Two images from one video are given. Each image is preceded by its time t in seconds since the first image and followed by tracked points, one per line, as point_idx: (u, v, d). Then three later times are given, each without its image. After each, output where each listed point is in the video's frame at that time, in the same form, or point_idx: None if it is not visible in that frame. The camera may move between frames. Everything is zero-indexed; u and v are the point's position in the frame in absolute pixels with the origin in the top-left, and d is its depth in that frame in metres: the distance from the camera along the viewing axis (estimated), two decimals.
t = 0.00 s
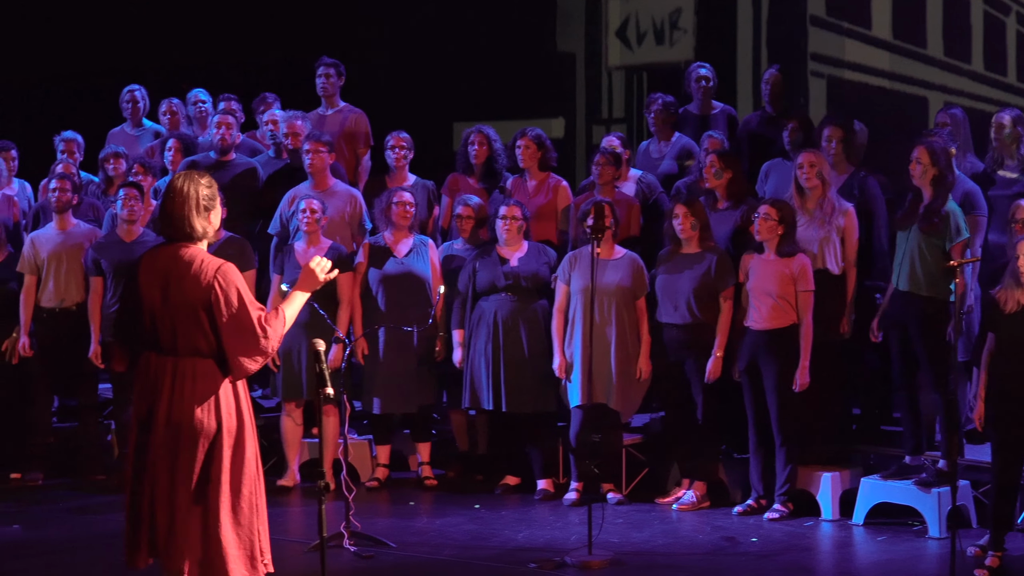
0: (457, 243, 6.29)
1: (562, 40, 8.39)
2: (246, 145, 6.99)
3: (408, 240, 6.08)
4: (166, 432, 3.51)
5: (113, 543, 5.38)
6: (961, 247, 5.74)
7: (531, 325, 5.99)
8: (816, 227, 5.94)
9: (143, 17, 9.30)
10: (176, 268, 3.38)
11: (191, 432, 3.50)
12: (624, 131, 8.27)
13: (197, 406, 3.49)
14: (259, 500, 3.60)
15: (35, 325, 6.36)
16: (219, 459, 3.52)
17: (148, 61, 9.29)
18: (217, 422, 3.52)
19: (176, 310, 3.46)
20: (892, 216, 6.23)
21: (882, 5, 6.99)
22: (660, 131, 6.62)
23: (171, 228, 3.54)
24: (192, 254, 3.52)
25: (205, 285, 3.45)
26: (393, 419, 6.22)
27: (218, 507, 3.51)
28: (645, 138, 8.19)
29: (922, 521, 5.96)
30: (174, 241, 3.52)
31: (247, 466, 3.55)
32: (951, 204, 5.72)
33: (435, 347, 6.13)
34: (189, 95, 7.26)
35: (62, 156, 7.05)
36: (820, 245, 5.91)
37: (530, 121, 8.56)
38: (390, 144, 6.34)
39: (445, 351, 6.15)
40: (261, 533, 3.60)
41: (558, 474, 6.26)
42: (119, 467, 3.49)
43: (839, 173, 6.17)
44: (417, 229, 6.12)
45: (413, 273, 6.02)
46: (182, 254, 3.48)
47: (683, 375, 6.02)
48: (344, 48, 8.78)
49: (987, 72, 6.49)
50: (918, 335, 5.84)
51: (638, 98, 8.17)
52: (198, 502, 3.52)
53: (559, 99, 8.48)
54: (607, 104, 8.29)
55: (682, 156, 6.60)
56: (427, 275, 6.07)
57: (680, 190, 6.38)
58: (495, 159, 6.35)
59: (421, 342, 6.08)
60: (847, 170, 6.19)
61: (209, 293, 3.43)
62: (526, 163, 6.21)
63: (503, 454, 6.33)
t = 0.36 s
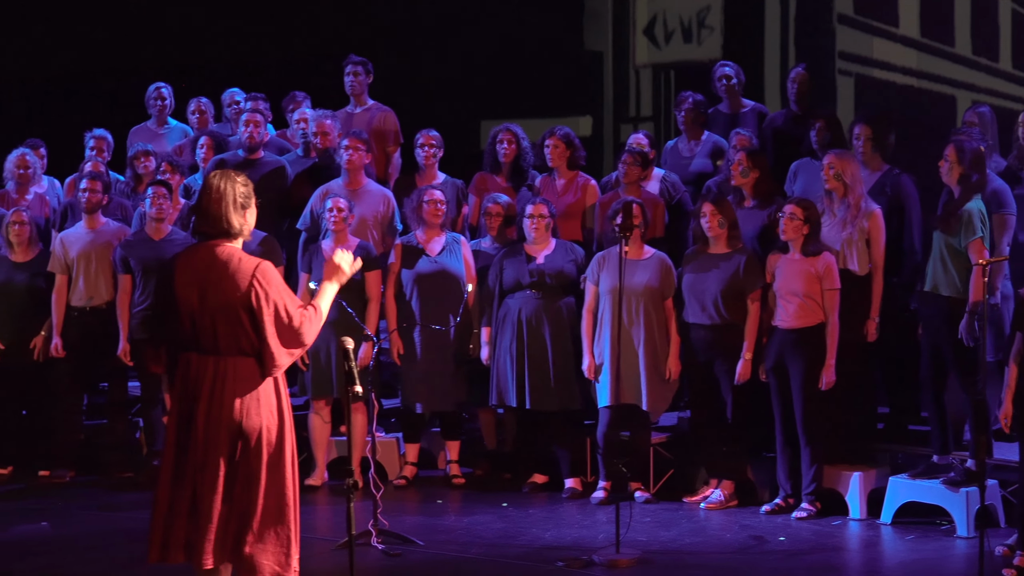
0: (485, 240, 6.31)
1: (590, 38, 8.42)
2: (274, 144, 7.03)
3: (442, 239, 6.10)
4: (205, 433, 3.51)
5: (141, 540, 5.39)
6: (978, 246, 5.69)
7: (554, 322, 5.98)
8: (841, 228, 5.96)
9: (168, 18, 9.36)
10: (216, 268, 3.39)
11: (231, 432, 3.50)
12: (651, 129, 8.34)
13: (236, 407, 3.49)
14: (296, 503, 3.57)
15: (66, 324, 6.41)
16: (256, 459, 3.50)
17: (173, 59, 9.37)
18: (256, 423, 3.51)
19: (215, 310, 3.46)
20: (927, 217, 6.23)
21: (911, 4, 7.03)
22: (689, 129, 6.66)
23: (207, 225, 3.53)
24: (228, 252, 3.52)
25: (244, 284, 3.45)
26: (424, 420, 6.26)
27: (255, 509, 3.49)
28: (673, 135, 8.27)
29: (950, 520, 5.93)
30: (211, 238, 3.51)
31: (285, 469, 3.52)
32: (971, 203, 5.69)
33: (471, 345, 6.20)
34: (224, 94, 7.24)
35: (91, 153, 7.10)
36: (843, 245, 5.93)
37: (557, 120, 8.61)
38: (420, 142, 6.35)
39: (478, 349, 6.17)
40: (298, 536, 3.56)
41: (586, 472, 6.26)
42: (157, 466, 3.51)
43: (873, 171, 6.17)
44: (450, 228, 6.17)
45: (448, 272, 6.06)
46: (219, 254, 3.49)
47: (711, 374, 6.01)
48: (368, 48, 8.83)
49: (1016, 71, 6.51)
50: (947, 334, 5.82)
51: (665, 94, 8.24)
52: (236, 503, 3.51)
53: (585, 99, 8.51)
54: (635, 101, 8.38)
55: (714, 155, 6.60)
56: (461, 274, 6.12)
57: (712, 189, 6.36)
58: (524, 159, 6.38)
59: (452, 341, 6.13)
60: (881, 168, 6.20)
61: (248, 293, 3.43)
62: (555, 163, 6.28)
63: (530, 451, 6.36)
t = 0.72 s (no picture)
0: (510, 238, 6.34)
1: (617, 37, 8.62)
2: (300, 142, 7.07)
3: (473, 238, 6.15)
4: (245, 429, 3.48)
5: (166, 537, 5.40)
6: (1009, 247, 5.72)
7: (574, 322, 5.97)
8: (862, 226, 5.94)
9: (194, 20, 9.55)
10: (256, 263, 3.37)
11: (269, 429, 3.46)
12: (678, 128, 8.46)
13: (275, 404, 3.46)
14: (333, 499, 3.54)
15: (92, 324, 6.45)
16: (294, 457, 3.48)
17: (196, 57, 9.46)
18: (294, 421, 3.48)
19: (255, 308, 3.43)
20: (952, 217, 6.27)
21: (937, 5, 7.33)
22: (716, 128, 6.66)
23: (244, 222, 3.51)
24: (263, 248, 3.50)
25: (283, 281, 3.43)
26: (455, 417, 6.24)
27: (291, 504, 3.48)
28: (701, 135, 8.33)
29: (977, 519, 5.89)
30: (248, 234, 3.50)
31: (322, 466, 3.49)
32: (1001, 203, 5.72)
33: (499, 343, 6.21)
34: (254, 93, 7.32)
35: (116, 150, 7.17)
36: (864, 243, 5.92)
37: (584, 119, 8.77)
38: (447, 140, 6.40)
39: (513, 344, 6.19)
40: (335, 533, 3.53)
41: (612, 471, 6.27)
42: (195, 460, 3.47)
43: (903, 169, 6.22)
44: (480, 226, 6.20)
45: (476, 269, 6.10)
46: (256, 250, 3.46)
47: (737, 373, 6.00)
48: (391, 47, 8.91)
49: None
50: (974, 333, 5.80)
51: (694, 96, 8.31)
52: (272, 500, 3.48)
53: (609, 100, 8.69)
54: (662, 101, 8.50)
55: (741, 153, 6.59)
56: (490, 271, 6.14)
57: (744, 189, 6.39)
58: (547, 156, 6.38)
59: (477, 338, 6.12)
60: (910, 167, 6.25)
61: (288, 288, 3.41)
62: (581, 161, 6.31)
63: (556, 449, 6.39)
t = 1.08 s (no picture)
0: (534, 237, 6.35)
1: (641, 36, 8.67)
2: (323, 140, 7.08)
3: (497, 237, 6.15)
4: (273, 425, 3.48)
5: (189, 534, 5.41)
6: None
7: (597, 321, 5.98)
8: (885, 224, 5.94)
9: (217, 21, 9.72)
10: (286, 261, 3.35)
11: (297, 426, 3.46)
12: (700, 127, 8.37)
13: (304, 400, 3.46)
14: (363, 495, 3.53)
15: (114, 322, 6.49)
16: (322, 453, 3.48)
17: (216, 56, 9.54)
18: (323, 417, 3.49)
19: (285, 305, 3.43)
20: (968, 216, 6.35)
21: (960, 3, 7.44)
22: (739, 126, 6.66)
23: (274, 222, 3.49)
24: (293, 246, 3.48)
25: (313, 279, 3.42)
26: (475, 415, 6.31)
27: (321, 500, 3.48)
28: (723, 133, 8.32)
29: (1000, 518, 5.87)
30: (279, 233, 3.47)
31: (350, 462, 3.49)
32: None
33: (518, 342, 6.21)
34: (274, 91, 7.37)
35: (138, 148, 7.17)
36: (888, 241, 5.91)
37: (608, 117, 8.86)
38: (470, 139, 6.40)
39: (529, 344, 6.22)
40: (366, 529, 3.53)
41: (634, 469, 6.27)
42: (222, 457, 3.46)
43: (923, 169, 6.21)
44: (504, 224, 6.19)
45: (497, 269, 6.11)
46: (286, 247, 3.45)
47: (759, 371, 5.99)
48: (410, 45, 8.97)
49: None
50: (998, 331, 5.78)
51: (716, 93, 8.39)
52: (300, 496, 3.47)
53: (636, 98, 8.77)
54: (685, 100, 8.58)
55: (763, 151, 6.58)
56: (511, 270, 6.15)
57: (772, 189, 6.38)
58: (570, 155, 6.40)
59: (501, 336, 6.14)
60: (930, 166, 6.24)
61: (318, 286, 3.40)
62: (604, 159, 6.33)
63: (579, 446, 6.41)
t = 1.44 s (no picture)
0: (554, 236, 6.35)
1: (659, 35, 8.83)
2: (344, 139, 7.10)
3: (510, 235, 6.13)
4: (295, 424, 3.48)
5: (208, 532, 5.41)
6: None
7: (618, 319, 5.98)
8: (906, 224, 5.94)
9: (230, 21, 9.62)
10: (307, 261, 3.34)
11: (319, 426, 3.46)
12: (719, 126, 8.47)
13: (326, 400, 3.45)
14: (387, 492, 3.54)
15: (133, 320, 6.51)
16: (346, 452, 3.47)
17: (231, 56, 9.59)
18: (346, 416, 3.48)
19: (307, 305, 3.41)
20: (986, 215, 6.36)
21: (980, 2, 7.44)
22: (759, 125, 6.66)
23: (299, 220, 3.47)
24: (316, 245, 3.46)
25: (334, 278, 3.40)
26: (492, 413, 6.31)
27: (345, 499, 3.48)
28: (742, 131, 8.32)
29: (1019, 517, 5.85)
30: (303, 232, 3.46)
31: (374, 460, 3.49)
32: None
33: (534, 341, 6.20)
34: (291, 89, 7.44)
35: (156, 147, 7.19)
36: (908, 240, 5.92)
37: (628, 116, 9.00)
38: (489, 138, 6.40)
39: (543, 345, 6.19)
40: (389, 527, 3.53)
41: (653, 468, 6.27)
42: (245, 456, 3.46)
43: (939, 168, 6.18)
44: (518, 223, 6.17)
45: (513, 267, 6.08)
46: (308, 247, 3.43)
47: (777, 370, 5.99)
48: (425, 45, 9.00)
49: None
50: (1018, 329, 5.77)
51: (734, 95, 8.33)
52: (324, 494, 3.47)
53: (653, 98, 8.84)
54: (703, 99, 8.67)
55: (785, 150, 6.57)
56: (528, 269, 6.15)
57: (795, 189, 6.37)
58: (589, 153, 6.39)
59: (520, 334, 6.17)
60: (945, 167, 6.22)
61: (339, 285, 3.38)
62: (623, 158, 6.33)
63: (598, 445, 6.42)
